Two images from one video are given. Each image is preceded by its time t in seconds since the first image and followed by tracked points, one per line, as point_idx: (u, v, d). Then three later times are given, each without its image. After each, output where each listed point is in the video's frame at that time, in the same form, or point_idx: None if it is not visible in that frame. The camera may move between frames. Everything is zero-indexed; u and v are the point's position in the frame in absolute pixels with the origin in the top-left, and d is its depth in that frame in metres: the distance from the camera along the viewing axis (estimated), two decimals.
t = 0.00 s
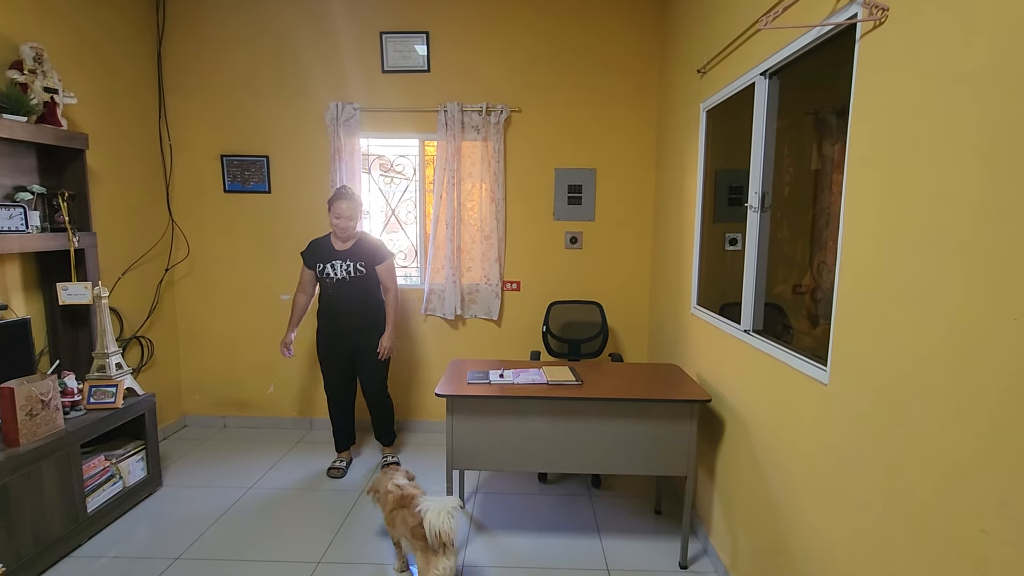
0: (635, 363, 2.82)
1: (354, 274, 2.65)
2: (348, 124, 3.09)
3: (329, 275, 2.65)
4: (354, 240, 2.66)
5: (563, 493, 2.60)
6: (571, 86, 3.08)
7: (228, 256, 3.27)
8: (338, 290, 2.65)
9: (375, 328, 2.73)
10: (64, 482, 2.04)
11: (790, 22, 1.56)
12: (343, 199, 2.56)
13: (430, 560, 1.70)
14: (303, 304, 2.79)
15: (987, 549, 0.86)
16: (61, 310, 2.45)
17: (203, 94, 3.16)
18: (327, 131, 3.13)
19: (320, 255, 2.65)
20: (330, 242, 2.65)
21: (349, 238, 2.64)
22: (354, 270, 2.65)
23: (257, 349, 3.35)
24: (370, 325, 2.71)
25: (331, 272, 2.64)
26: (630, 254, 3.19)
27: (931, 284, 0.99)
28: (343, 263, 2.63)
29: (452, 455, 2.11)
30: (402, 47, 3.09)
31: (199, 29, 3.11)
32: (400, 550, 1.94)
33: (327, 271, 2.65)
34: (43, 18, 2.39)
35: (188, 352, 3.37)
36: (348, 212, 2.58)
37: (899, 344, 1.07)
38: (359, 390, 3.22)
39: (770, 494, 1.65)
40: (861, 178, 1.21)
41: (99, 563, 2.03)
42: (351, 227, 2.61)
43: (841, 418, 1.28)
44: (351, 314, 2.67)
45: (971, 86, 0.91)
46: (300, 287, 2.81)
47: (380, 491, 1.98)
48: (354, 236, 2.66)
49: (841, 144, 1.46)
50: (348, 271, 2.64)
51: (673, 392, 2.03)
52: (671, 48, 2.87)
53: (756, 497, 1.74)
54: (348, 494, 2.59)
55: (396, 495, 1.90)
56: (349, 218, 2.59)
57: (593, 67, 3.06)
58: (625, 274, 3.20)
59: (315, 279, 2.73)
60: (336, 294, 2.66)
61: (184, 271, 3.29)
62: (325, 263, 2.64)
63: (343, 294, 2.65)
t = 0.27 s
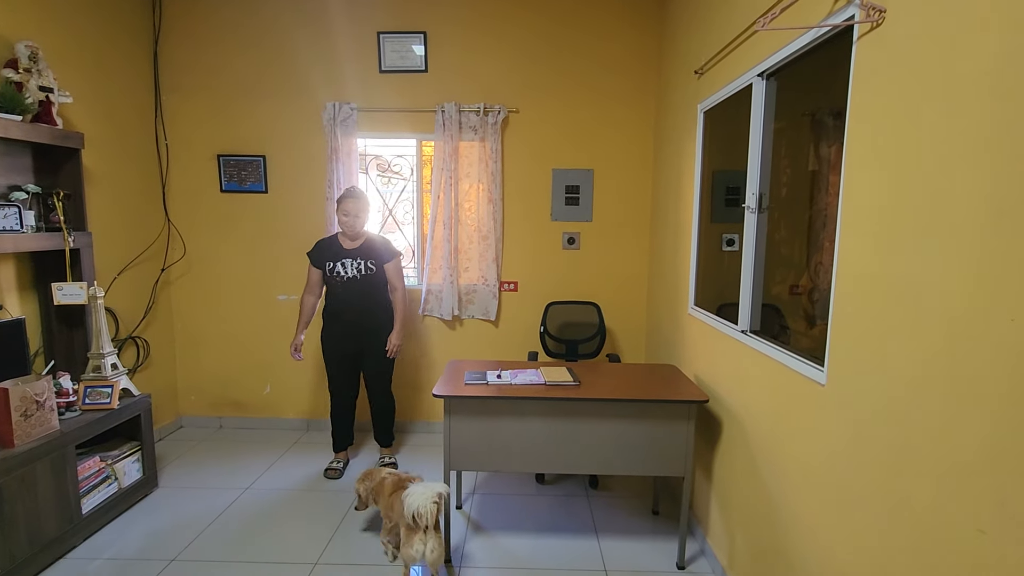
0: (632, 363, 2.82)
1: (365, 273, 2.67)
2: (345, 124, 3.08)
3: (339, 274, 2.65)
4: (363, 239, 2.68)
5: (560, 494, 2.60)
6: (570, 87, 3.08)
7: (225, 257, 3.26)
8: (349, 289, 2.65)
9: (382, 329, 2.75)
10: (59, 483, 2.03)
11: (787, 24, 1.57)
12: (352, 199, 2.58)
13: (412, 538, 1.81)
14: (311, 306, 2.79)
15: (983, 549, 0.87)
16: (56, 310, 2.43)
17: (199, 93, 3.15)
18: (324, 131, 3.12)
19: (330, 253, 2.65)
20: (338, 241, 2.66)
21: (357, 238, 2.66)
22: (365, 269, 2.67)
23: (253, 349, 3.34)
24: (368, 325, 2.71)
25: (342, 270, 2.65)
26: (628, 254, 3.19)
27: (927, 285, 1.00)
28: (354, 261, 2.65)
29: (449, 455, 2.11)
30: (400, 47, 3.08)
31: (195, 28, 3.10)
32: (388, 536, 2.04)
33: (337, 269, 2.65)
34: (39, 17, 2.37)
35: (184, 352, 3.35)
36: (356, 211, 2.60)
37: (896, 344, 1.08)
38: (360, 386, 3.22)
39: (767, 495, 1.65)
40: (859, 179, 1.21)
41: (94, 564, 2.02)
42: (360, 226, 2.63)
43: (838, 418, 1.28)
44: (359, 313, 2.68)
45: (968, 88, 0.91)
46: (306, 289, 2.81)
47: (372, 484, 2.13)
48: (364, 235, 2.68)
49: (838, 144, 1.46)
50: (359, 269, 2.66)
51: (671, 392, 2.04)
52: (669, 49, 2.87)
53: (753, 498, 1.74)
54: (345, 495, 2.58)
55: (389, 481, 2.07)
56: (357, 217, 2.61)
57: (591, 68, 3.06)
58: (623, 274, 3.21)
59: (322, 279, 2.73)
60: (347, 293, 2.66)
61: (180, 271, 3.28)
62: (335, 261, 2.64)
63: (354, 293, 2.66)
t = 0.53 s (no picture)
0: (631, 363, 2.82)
1: (372, 272, 2.68)
2: (344, 123, 3.08)
3: (346, 273, 2.65)
4: (370, 239, 2.68)
5: (559, 494, 2.59)
6: (569, 87, 3.08)
7: (223, 256, 3.25)
8: (357, 289, 2.65)
9: (388, 328, 2.75)
10: (56, 483, 2.02)
11: (786, 24, 1.57)
12: (360, 199, 2.57)
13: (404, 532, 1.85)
14: (316, 305, 2.77)
15: (983, 549, 0.87)
16: (54, 310, 2.42)
17: (198, 92, 3.14)
18: (323, 131, 3.11)
19: (337, 253, 2.65)
20: (345, 241, 2.66)
21: (364, 238, 2.66)
22: (372, 269, 2.68)
23: (251, 349, 3.33)
24: (368, 325, 2.70)
25: (349, 270, 2.64)
26: (626, 254, 3.19)
27: (926, 285, 1.00)
28: (361, 261, 2.65)
29: (448, 456, 2.10)
30: (399, 46, 3.08)
31: (194, 27, 3.10)
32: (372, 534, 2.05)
33: (344, 269, 2.65)
34: (36, 15, 2.36)
35: (182, 352, 3.35)
36: (363, 211, 2.59)
37: (896, 344, 1.08)
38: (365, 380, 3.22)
39: (766, 495, 1.65)
40: (858, 179, 1.22)
41: (92, 565, 2.01)
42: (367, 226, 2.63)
43: (837, 418, 1.28)
44: (366, 312, 2.69)
45: (968, 88, 0.91)
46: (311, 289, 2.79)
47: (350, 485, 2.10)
48: (372, 235, 2.69)
49: (838, 145, 1.46)
50: (366, 269, 2.66)
51: (670, 392, 2.04)
52: (668, 49, 2.87)
53: (752, 498, 1.74)
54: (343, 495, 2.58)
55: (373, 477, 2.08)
56: (364, 217, 2.60)
57: (590, 68, 3.06)
58: (622, 274, 3.21)
59: (327, 279, 2.71)
60: (354, 293, 2.66)
61: (178, 271, 3.27)
62: (342, 261, 2.64)
63: (361, 293, 2.67)
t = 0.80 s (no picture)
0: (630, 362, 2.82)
1: (372, 272, 2.67)
2: (344, 122, 3.07)
3: (347, 272, 2.65)
4: (372, 239, 2.68)
5: (558, 493, 2.60)
6: (570, 86, 3.08)
7: (222, 254, 3.25)
8: (357, 288, 2.65)
9: (389, 327, 2.74)
10: (55, 482, 2.02)
11: (787, 23, 1.57)
12: (363, 199, 2.57)
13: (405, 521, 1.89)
14: (316, 303, 2.76)
15: (982, 549, 0.87)
16: (53, 308, 2.42)
17: (196, 90, 3.13)
18: (322, 129, 3.11)
19: (338, 252, 2.65)
20: (347, 240, 2.66)
21: (366, 237, 2.66)
22: (372, 268, 2.67)
23: (250, 347, 3.33)
24: (368, 324, 2.70)
25: (350, 269, 2.65)
26: (626, 253, 3.19)
27: (926, 285, 1.00)
28: (362, 260, 2.65)
29: (447, 454, 2.10)
30: (398, 44, 3.07)
31: (192, 25, 3.09)
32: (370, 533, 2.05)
33: (345, 268, 2.65)
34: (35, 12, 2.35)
35: (181, 350, 3.34)
36: (366, 210, 2.59)
37: (895, 343, 1.08)
38: (365, 376, 3.22)
39: (765, 495, 1.65)
40: (858, 178, 1.21)
41: (90, 563, 2.01)
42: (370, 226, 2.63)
43: (836, 418, 1.28)
44: (365, 311, 2.68)
45: (969, 88, 0.91)
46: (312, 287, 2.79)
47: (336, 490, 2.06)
48: (373, 234, 2.68)
49: (837, 144, 1.46)
50: (366, 268, 2.66)
51: (669, 391, 2.04)
52: (668, 48, 2.87)
53: (751, 497, 1.74)
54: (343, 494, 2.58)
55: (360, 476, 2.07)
56: (368, 218, 2.60)
57: (590, 67, 3.06)
58: (621, 273, 3.21)
59: (329, 278, 2.71)
60: (354, 292, 2.65)
61: (177, 269, 3.26)
62: (343, 259, 2.65)
63: (361, 292, 2.66)
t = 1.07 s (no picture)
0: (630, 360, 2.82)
1: (370, 270, 2.66)
2: (343, 119, 3.07)
3: (345, 269, 2.65)
4: (371, 237, 2.68)
5: (557, 491, 2.60)
6: (570, 84, 3.07)
7: (222, 252, 3.24)
8: (355, 286, 2.65)
9: (388, 325, 2.74)
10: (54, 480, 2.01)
11: (787, 21, 1.56)
12: (364, 198, 2.56)
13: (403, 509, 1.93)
14: (315, 301, 2.76)
15: (981, 548, 0.87)
16: (52, 305, 2.42)
17: (195, 87, 3.12)
18: (322, 126, 3.10)
19: (337, 249, 2.65)
20: (347, 238, 2.66)
21: (366, 235, 2.66)
22: (371, 266, 2.66)
23: (249, 345, 3.32)
24: (368, 321, 2.69)
25: (348, 267, 2.64)
26: (625, 251, 3.19)
27: (926, 284, 0.99)
28: (361, 258, 2.65)
29: (447, 453, 2.10)
30: (398, 42, 3.06)
31: (191, 22, 3.08)
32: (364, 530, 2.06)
33: (343, 265, 2.65)
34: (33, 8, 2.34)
35: (181, 347, 3.34)
36: (367, 209, 2.59)
37: (895, 342, 1.08)
38: (364, 373, 3.22)
39: (764, 494, 1.65)
40: (859, 177, 1.21)
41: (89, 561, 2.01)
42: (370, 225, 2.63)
43: (836, 417, 1.28)
44: (363, 309, 2.67)
45: (970, 86, 0.91)
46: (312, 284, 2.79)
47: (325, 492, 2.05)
48: (373, 233, 2.68)
49: (838, 143, 1.46)
50: (365, 266, 2.66)
51: (668, 390, 2.04)
52: (668, 46, 2.86)
53: (750, 496, 1.74)
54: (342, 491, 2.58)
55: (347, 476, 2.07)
56: (369, 216, 2.60)
57: (590, 65, 3.05)
58: (621, 271, 3.21)
59: (328, 275, 2.71)
60: (352, 290, 2.65)
61: (176, 266, 3.26)
62: (342, 257, 2.64)
63: (360, 289, 2.66)
